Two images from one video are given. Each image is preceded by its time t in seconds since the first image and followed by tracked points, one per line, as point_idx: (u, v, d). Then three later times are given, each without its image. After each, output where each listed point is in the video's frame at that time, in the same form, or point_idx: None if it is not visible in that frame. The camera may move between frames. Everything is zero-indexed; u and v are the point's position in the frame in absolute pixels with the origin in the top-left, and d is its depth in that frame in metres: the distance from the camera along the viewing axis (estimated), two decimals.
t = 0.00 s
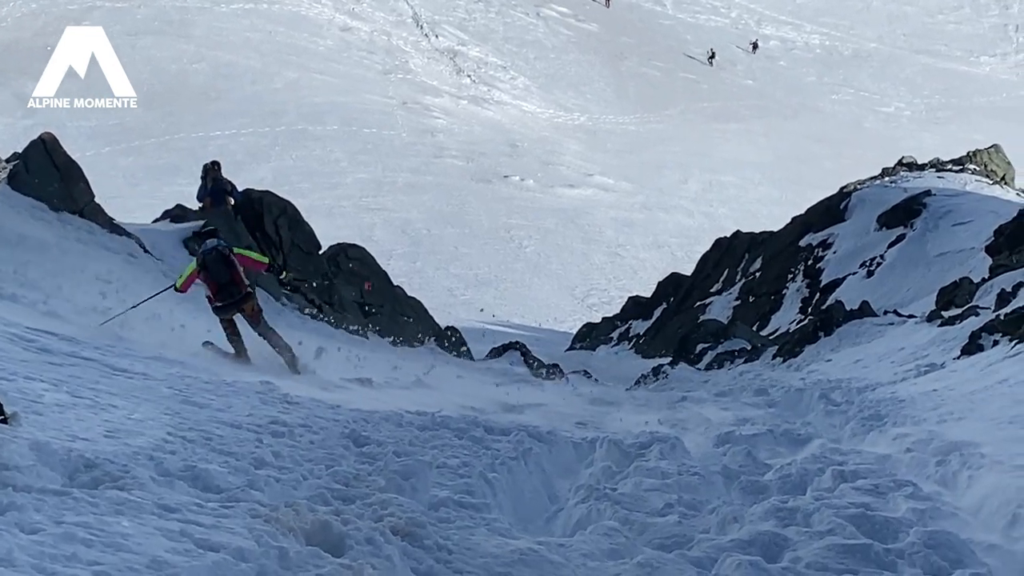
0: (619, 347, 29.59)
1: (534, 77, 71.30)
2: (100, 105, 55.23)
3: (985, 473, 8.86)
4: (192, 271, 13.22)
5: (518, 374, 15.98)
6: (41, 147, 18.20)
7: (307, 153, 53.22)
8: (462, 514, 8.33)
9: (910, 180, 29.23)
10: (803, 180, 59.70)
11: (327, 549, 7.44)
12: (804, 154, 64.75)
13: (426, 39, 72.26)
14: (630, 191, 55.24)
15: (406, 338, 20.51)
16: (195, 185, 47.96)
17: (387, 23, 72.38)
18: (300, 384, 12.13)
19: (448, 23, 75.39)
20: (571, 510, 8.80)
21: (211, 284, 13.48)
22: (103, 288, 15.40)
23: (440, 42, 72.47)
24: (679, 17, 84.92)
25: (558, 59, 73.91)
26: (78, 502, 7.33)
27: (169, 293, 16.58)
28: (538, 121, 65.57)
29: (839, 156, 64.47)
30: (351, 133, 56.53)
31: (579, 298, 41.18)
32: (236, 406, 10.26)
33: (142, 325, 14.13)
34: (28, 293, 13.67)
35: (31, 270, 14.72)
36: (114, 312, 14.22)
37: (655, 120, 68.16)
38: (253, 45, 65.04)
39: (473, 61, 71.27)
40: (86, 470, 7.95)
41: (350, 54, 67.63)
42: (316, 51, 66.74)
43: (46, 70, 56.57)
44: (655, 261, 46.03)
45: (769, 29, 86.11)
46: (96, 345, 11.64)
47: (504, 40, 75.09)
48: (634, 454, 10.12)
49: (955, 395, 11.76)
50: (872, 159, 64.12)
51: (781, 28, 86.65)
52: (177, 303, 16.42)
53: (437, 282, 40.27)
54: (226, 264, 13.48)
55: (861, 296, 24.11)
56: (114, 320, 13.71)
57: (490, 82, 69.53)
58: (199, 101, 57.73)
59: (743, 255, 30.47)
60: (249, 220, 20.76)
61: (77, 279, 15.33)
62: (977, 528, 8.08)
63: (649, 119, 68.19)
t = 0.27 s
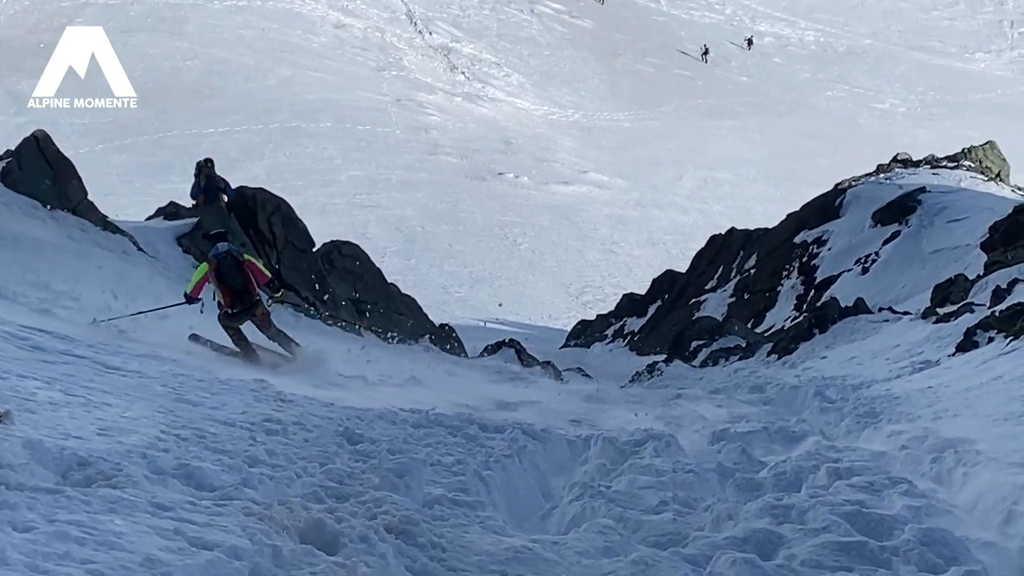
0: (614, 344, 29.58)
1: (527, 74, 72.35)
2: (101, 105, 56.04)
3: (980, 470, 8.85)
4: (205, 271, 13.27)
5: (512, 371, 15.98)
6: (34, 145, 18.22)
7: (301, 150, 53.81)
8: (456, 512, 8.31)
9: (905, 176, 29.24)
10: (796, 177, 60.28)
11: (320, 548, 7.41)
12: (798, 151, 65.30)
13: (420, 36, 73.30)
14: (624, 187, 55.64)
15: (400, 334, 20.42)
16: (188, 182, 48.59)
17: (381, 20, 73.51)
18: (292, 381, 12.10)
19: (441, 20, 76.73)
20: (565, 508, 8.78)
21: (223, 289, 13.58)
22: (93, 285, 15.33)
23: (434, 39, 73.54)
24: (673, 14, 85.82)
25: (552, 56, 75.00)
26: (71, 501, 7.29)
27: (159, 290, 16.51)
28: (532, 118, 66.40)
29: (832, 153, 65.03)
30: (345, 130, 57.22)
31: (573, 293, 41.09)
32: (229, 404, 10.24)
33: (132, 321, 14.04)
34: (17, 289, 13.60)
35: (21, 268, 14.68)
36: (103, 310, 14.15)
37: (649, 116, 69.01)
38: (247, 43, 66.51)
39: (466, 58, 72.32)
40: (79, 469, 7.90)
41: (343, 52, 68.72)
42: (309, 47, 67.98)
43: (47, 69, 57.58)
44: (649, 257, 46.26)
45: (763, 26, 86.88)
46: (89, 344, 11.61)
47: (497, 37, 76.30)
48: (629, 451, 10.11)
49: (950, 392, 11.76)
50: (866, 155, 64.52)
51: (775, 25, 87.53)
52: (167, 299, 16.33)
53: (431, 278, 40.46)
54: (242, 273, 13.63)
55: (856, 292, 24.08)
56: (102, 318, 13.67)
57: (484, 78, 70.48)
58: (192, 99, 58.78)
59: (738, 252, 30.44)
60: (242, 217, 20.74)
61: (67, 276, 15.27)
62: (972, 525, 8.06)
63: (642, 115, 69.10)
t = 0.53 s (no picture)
0: (610, 342, 29.56)
1: (524, 71, 72.70)
2: (101, 106, 56.23)
3: (976, 468, 8.85)
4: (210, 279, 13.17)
5: (507, 370, 15.97)
6: (29, 141, 18.24)
7: (297, 149, 54.09)
8: (452, 511, 8.29)
9: (901, 175, 29.25)
10: (793, 176, 60.51)
11: (316, 546, 7.39)
12: (795, 150, 65.52)
13: (416, 32, 73.48)
14: (620, 185, 55.98)
15: (396, 331, 20.38)
16: (182, 180, 48.83)
17: (377, 18, 73.59)
18: (287, 379, 12.08)
19: (439, 18, 76.50)
20: (561, 507, 8.76)
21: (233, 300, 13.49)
22: (86, 283, 15.25)
23: (430, 36, 73.76)
24: (669, 11, 86.29)
25: (550, 54, 75.27)
26: (66, 500, 7.25)
27: (151, 289, 16.44)
28: (529, 116, 66.86)
29: (828, 151, 65.25)
30: (341, 129, 57.64)
31: (569, 292, 41.19)
32: (224, 402, 10.21)
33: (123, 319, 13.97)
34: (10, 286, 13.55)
35: (15, 265, 14.66)
36: (94, 308, 14.06)
37: (645, 114, 69.40)
38: (242, 41, 66.52)
39: (462, 56, 72.32)
40: (74, 467, 7.87)
41: (339, 50, 68.64)
42: (305, 47, 67.81)
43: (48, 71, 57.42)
44: (645, 255, 46.35)
45: (761, 23, 87.23)
46: (84, 342, 11.56)
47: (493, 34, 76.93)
48: (625, 450, 10.09)
49: (946, 390, 11.75)
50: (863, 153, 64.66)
51: (772, 23, 87.91)
52: (161, 298, 16.23)
53: (427, 277, 40.47)
54: (251, 281, 13.56)
55: (852, 289, 24.06)
56: (96, 317, 13.61)
57: (480, 76, 70.89)
58: (187, 97, 59.17)
59: (734, 250, 30.40)
60: (237, 216, 20.72)
61: (60, 274, 15.18)
62: (968, 523, 8.05)
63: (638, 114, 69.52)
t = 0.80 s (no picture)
0: (607, 341, 29.56)
1: (519, 69, 73.95)
2: (101, 105, 57.44)
3: (976, 467, 8.80)
4: (217, 288, 13.33)
5: (504, 368, 15.94)
6: (22, 140, 18.26)
7: (292, 147, 54.88)
8: (448, 511, 8.24)
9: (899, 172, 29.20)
10: (791, 172, 60.80)
11: (312, 546, 7.33)
12: (793, 146, 65.75)
13: (410, 30, 75.28)
14: (615, 183, 56.45)
15: (393, 328, 20.35)
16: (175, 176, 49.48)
17: (372, 16, 75.36)
18: (283, 379, 12.03)
19: (434, 15, 78.58)
20: (558, 506, 8.71)
21: (247, 313, 13.58)
22: (79, 281, 15.22)
23: (425, 34, 75.46)
24: (667, 8, 86.96)
25: (544, 51, 76.68)
26: (60, 500, 7.20)
27: (146, 286, 16.40)
28: (524, 113, 67.62)
29: (826, 148, 65.50)
30: (336, 127, 58.58)
31: (566, 290, 41.09)
32: (219, 402, 10.15)
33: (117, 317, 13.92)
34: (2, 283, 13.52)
35: (7, 262, 14.65)
36: (86, 306, 14.02)
37: (641, 111, 69.81)
38: (236, 38, 68.72)
39: (458, 52, 74.18)
40: (69, 466, 7.81)
41: (333, 47, 70.72)
42: (299, 42, 70.19)
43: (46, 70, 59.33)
44: (642, 252, 46.43)
45: (758, 19, 87.78)
46: (78, 340, 11.52)
47: (488, 32, 78.20)
48: (622, 449, 10.05)
49: (945, 389, 11.70)
50: (860, 150, 64.85)
51: (770, 19, 88.46)
52: (155, 296, 16.19)
53: (423, 274, 40.57)
54: (264, 293, 13.67)
55: (850, 287, 24.02)
56: (89, 314, 13.60)
57: (476, 74, 72.10)
58: (180, 94, 60.32)
59: (732, 248, 30.37)
60: (232, 214, 20.71)
61: (53, 271, 15.15)
62: (968, 523, 8.00)
63: (634, 110, 69.89)
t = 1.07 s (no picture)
0: (605, 340, 29.49)
1: (515, 67, 74.57)
2: (101, 106, 57.56)
3: (976, 468, 8.73)
4: (218, 292, 13.23)
5: (501, 368, 15.87)
6: (16, 138, 18.21)
7: (289, 144, 55.02)
8: (445, 512, 8.17)
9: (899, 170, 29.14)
10: (790, 171, 60.84)
11: (307, 547, 7.26)
12: (793, 144, 65.79)
13: (408, 28, 75.77)
14: (613, 182, 56.61)
15: (389, 326, 20.29)
16: (170, 174, 49.50)
17: (369, 12, 75.84)
18: (279, 379, 11.95)
19: (431, 13, 79.18)
20: (555, 507, 8.65)
21: (250, 313, 13.49)
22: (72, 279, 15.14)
23: (422, 31, 75.96)
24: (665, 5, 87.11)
25: (542, 47, 76.92)
26: (53, 501, 7.12)
27: (140, 286, 16.33)
28: (522, 111, 67.91)
29: (824, 145, 65.53)
30: (332, 125, 58.77)
31: (563, 289, 41.08)
32: (214, 402, 10.08)
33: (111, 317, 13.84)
34: None
35: None
36: (80, 305, 13.95)
37: (638, 108, 69.87)
38: (231, 35, 69.06)
39: (454, 49, 74.69)
40: (62, 467, 7.73)
41: (330, 44, 71.34)
42: (296, 39, 70.61)
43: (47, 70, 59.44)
44: (640, 251, 46.41)
45: (757, 16, 87.89)
46: (73, 340, 11.44)
47: (485, 28, 78.51)
48: (619, 450, 9.99)
49: (945, 388, 11.64)
50: (860, 147, 64.82)
51: (768, 15, 88.57)
52: (149, 294, 16.11)
53: (419, 273, 40.51)
54: (266, 292, 13.54)
55: (849, 285, 23.95)
56: (80, 313, 13.49)
57: (472, 72, 72.54)
58: (176, 91, 60.43)
59: (730, 247, 30.30)
60: (226, 213, 20.62)
61: (47, 270, 15.10)
62: (968, 523, 7.94)
63: (633, 108, 69.94)
